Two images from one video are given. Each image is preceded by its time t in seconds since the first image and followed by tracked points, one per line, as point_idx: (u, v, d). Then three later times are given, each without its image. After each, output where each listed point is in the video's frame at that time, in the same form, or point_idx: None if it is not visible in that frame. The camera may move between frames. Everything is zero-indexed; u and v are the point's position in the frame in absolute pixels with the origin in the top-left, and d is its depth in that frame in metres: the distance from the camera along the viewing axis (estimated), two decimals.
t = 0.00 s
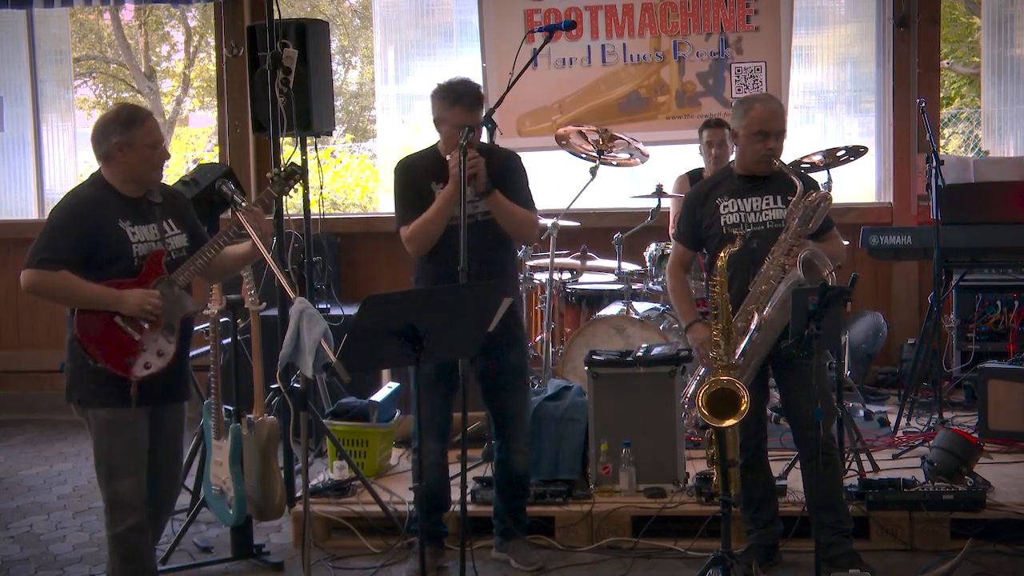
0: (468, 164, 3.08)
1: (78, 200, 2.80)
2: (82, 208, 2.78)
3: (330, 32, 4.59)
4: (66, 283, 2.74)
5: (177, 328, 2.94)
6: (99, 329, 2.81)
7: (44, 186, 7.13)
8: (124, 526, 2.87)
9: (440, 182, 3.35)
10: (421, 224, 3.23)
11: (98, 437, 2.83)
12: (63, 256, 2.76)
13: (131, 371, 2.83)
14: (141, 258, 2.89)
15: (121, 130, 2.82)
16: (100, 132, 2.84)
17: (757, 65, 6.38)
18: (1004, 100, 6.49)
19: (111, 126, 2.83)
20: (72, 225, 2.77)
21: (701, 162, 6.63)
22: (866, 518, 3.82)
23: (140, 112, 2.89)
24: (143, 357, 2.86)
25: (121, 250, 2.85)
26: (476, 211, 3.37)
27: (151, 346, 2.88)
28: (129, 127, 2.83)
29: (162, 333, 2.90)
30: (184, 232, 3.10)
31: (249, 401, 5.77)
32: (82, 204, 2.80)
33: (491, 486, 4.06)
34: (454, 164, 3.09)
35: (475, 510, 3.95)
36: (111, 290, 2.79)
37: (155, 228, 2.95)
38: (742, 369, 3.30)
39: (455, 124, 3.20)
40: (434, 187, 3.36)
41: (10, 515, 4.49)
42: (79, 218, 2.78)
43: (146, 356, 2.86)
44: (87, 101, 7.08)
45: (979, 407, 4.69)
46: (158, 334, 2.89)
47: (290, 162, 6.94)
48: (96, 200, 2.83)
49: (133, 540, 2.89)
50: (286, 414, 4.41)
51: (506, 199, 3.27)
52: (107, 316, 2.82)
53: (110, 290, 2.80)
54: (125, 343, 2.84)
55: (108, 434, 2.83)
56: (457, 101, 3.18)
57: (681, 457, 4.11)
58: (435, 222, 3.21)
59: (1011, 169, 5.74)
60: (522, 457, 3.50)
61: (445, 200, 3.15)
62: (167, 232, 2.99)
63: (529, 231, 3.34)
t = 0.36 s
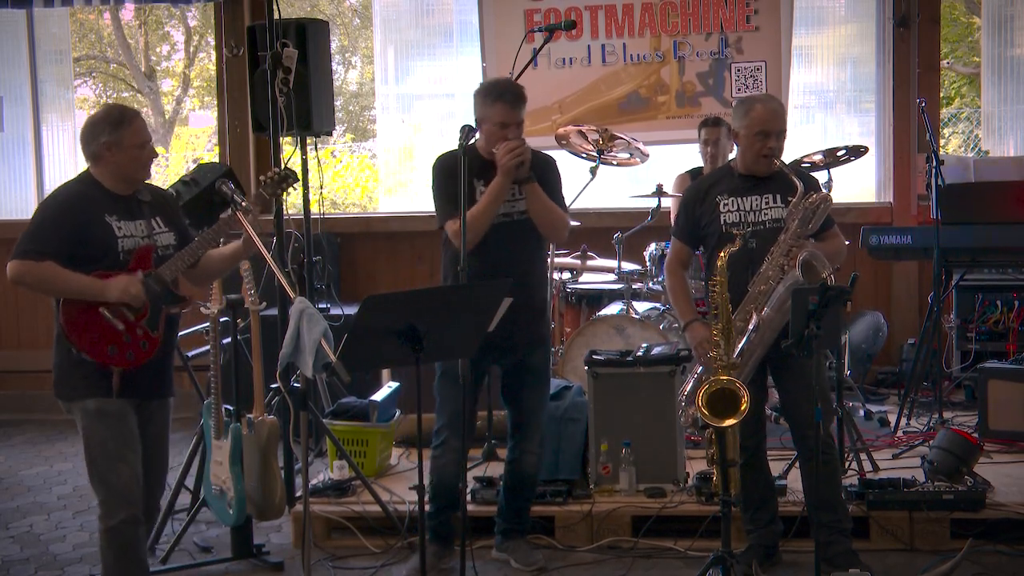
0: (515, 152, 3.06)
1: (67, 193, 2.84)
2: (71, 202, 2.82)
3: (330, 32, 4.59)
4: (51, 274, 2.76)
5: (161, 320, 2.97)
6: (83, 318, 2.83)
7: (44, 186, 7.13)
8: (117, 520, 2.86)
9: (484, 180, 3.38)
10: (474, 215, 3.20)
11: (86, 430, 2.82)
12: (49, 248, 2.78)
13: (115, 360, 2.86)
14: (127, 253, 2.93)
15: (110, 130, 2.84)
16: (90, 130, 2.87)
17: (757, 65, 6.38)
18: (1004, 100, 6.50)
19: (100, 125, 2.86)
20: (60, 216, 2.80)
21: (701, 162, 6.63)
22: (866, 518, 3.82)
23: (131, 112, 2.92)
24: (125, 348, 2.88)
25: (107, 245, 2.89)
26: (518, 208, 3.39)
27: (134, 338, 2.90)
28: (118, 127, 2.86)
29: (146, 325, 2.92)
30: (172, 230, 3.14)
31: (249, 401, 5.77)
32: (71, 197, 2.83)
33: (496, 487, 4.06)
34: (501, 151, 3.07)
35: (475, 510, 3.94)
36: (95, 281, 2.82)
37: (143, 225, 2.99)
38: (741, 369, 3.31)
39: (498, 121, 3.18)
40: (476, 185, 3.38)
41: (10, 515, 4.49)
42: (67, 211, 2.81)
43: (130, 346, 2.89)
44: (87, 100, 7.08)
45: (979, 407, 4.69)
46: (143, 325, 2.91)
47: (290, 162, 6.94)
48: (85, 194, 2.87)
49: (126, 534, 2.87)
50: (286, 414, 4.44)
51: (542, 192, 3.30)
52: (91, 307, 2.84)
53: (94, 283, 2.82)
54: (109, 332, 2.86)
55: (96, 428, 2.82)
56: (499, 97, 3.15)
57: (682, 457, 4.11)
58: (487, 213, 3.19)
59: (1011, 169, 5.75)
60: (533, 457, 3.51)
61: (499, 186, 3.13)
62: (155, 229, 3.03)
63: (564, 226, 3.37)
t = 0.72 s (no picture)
0: (553, 143, 3.02)
1: (45, 191, 2.87)
2: (50, 199, 2.85)
3: (330, 32, 4.59)
4: (37, 271, 2.80)
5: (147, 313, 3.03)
6: (74, 315, 2.89)
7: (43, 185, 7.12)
8: (79, 515, 2.94)
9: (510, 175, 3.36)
10: (507, 209, 3.16)
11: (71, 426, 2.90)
12: (33, 245, 2.81)
13: (106, 355, 2.92)
14: (108, 248, 2.95)
15: (75, 128, 2.89)
16: (57, 130, 2.92)
17: (757, 65, 6.38)
18: (1004, 100, 6.50)
19: (66, 125, 2.91)
20: (42, 213, 2.83)
21: (701, 162, 6.63)
22: (866, 518, 3.82)
23: (95, 110, 2.97)
24: (115, 342, 2.94)
25: (89, 240, 2.92)
26: (544, 207, 3.42)
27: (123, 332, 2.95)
28: (82, 125, 2.90)
29: (134, 319, 2.98)
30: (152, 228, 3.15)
31: (249, 402, 5.77)
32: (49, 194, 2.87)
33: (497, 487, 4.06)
34: (541, 143, 3.03)
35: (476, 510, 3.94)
36: (81, 281, 2.86)
37: (122, 221, 3.02)
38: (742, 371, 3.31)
39: (534, 116, 3.19)
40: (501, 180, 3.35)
41: (9, 515, 4.49)
42: (47, 207, 2.84)
43: (120, 340, 2.95)
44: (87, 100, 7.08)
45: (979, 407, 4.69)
46: (131, 318, 2.96)
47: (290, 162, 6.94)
48: (63, 191, 2.90)
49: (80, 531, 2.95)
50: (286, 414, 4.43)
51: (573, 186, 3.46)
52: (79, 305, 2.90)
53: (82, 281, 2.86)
54: (99, 328, 2.91)
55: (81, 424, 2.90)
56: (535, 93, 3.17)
57: (682, 457, 4.11)
58: (522, 206, 3.14)
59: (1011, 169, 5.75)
60: (535, 454, 3.51)
61: (533, 180, 3.09)
62: (134, 226, 3.06)
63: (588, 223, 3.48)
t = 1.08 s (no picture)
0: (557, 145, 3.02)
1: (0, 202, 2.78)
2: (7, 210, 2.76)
3: (330, 32, 4.59)
4: None
5: (110, 329, 2.91)
6: (35, 329, 2.77)
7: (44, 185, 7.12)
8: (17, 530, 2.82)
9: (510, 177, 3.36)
10: (512, 211, 3.16)
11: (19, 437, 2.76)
12: None
13: (69, 371, 2.81)
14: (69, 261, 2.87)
15: (28, 134, 2.80)
16: (11, 137, 2.82)
17: (757, 65, 6.38)
18: (1004, 100, 6.50)
19: (18, 131, 2.81)
20: None
21: (701, 161, 6.63)
22: (866, 518, 3.82)
23: (48, 114, 2.86)
24: (78, 358, 2.82)
25: (48, 253, 2.84)
26: (542, 210, 3.42)
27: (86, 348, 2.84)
28: (36, 130, 2.81)
29: (98, 334, 2.86)
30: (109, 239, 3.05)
31: (249, 402, 5.77)
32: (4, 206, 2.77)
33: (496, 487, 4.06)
34: (545, 145, 3.03)
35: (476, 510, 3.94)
36: (42, 297, 2.76)
37: (81, 232, 2.92)
38: (742, 372, 3.31)
39: (538, 118, 3.20)
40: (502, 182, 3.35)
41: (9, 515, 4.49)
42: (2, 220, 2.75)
43: (81, 356, 2.83)
44: (87, 100, 7.08)
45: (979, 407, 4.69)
46: (95, 334, 2.85)
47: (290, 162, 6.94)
48: (20, 202, 2.81)
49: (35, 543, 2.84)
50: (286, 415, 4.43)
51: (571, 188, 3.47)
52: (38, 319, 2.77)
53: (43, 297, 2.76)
54: (61, 343, 2.80)
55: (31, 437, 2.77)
56: (539, 95, 3.19)
57: (682, 457, 4.11)
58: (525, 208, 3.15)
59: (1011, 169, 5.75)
60: (535, 454, 3.52)
61: (537, 181, 3.10)
62: (93, 237, 2.95)
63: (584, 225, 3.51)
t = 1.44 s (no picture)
0: (521, 148, 3.01)
1: None
2: None
3: (330, 32, 4.59)
4: None
5: (51, 338, 2.95)
6: None
7: (44, 185, 7.11)
8: None
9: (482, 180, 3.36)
10: (477, 212, 3.16)
11: None
12: None
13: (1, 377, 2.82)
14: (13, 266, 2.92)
15: None
16: None
17: (757, 65, 6.37)
18: (1004, 100, 6.50)
19: None
20: None
21: (701, 161, 6.63)
22: (866, 518, 3.82)
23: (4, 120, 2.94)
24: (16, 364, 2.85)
25: None
26: (520, 211, 3.39)
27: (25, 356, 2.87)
28: None
29: (37, 343, 2.90)
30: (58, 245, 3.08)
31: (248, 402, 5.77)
32: None
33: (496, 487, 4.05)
34: (509, 148, 3.02)
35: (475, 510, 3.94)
36: None
37: (26, 238, 2.96)
38: (743, 372, 3.30)
39: (502, 123, 3.19)
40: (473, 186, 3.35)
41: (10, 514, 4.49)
42: None
43: (20, 363, 2.86)
44: (87, 100, 7.08)
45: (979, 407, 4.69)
46: (34, 342, 2.89)
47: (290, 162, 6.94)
48: None
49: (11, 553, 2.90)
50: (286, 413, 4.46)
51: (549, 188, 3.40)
52: None
53: None
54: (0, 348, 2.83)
55: None
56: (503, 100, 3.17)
57: (682, 457, 4.11)
58: (491, 210, 3.14)
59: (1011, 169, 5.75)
60: (535, 457, 3.52)
61: (504, 184, 3.09)
62: (41, 242, 3.00)
63: (569, 222, 3.45)
